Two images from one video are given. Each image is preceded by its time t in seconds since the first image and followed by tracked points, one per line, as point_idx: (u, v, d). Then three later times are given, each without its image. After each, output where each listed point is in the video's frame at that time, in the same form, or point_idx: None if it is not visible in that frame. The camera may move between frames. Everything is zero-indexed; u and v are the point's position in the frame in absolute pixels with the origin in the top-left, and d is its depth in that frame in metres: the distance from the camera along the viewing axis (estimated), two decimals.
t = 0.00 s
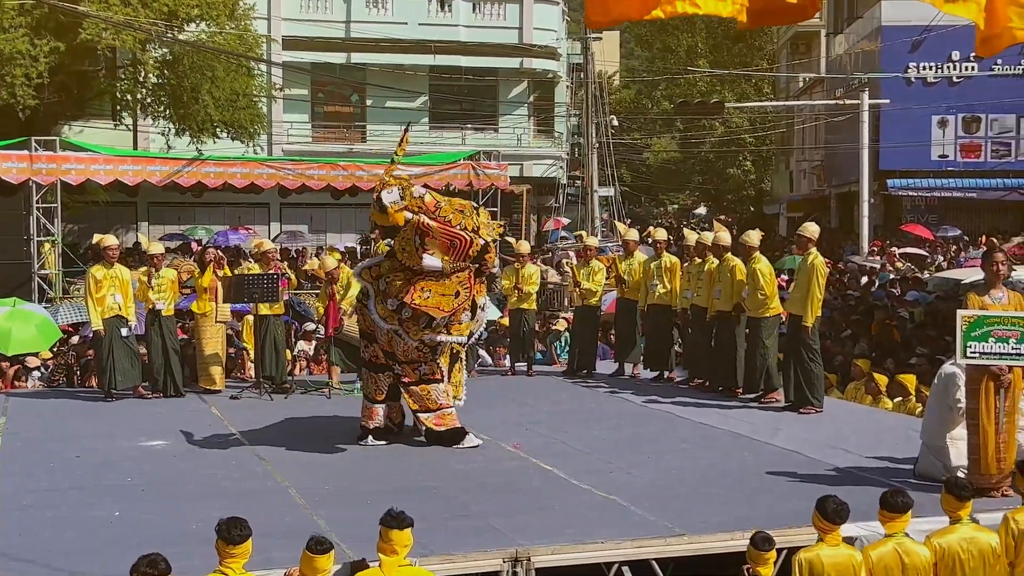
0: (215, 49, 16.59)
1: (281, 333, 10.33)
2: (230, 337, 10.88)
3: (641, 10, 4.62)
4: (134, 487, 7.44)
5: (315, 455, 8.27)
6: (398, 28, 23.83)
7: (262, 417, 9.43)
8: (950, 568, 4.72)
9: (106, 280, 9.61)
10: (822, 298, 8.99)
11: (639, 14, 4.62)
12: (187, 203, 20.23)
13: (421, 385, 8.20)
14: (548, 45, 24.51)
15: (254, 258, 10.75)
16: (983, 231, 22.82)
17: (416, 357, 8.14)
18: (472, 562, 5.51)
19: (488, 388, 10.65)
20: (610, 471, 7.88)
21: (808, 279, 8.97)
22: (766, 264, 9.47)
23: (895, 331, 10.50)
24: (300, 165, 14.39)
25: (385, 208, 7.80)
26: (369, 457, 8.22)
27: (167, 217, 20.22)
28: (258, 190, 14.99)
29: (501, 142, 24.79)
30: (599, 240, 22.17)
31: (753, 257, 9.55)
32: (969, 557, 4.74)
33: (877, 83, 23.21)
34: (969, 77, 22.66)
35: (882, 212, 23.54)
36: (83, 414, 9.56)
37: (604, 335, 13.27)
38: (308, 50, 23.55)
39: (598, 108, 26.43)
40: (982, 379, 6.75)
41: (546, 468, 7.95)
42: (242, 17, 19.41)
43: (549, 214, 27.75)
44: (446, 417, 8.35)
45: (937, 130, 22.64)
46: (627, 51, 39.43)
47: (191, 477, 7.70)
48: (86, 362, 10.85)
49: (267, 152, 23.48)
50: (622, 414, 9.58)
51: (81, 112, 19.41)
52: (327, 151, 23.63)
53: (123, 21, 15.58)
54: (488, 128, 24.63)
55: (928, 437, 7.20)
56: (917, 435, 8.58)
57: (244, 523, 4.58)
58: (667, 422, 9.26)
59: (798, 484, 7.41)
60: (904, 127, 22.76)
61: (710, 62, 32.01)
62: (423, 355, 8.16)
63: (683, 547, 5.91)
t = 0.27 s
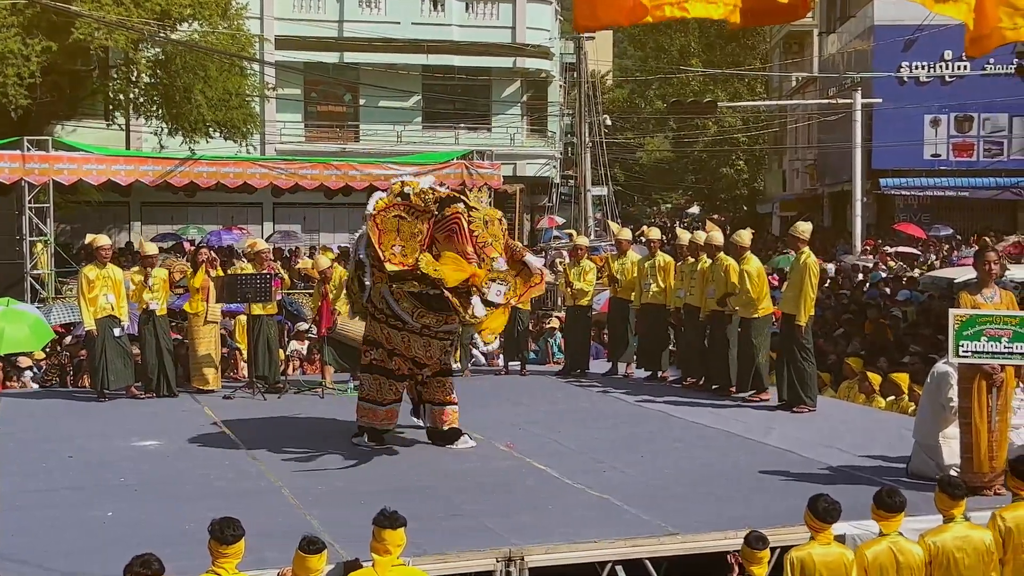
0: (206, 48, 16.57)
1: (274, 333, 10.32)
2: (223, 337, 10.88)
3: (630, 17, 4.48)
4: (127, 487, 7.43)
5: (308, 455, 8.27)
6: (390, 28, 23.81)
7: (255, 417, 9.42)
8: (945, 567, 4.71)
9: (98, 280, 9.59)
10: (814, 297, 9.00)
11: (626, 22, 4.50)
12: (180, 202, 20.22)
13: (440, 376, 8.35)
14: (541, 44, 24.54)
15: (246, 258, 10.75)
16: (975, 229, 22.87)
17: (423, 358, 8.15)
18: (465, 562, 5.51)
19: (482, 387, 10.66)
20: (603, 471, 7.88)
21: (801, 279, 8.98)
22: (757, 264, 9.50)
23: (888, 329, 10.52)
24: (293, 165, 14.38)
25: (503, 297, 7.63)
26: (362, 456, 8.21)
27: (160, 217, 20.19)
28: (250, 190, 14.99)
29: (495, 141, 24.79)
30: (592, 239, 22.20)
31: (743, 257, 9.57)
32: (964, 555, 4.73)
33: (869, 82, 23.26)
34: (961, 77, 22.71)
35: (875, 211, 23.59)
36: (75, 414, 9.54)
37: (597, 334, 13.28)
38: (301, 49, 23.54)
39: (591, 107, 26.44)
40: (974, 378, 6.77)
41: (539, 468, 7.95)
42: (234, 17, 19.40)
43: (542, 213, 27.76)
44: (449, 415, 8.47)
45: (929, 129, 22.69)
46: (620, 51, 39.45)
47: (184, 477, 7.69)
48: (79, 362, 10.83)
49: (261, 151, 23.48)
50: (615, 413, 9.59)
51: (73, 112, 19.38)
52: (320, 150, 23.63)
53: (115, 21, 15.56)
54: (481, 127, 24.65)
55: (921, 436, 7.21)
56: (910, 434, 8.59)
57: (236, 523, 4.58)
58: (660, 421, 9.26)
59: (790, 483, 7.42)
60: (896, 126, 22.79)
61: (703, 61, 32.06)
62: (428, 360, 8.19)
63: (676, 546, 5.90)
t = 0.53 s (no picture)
0: (199, 47, 16.54)
1: (267, 333, 10.32)
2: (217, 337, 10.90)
3: (622, 21, 4.43)
4: (121, 487, 7.41)
5: (301, 455, 8.27)
6: (383, 27, 23.82)
7: (248, 417, 9.42)
8: (938, 566, 4.72)
9: (91, 279, 9.61)
10: (807, 295, 9.01)
11: (618, 25, 4.44)
12: (173, 201, 20.21)
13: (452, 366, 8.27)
14: (535, 43, 24.55)
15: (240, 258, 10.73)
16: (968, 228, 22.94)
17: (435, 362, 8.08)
18: (460, 560, 5.51)
19: (476, 387, 10.66)
20: (597, 469, 7.89)
21: (794, 278, 8.98)
22: (751, 264, 9.53)
23: (881, 328, 10.54)
24: (286, 164, 14.37)
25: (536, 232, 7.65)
26: (355, 456, 8.21)
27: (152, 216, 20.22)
28: (244, 189, 14.97)
29: (488, 140, 24.79)
30: (585, 238, 22.22)
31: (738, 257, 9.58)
32: (957, 553, 4.73)
33: (862, 81, 23.29)
34: (954, 76, 22.75)
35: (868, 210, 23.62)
36: (69, 414, 9.52)
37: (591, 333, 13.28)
38: (294, 49, 23.55)
39: (585, 107, 26.46)
40: (967, 376, 6.78)
41: (533, 467, 7.96)
42: (227, 16, 19.37)
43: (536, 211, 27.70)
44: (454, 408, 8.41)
45: (922, 128, 22.74)
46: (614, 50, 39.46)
47: (178, 477, 7.69)
48: (72, 361, 10.82)
49: (254, 151, 23.49)
50: (609, 412, 9.60)
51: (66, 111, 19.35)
52: (313, 150, 23.64)
53: (108, 20, 15.52)
54: (474, 126, 24.65)
55: (914, 434, 7.23)
56: (903, 433, 8.61)
57: (230, 523, 4.58)
58: (654, 420, 9.27)
59: (784, 482, 7.43)
60: (889, 126, 22.83)
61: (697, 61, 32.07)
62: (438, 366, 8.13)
63: (670, 545, 5.90)
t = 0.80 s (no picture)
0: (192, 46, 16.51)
1: (261, 332, 10.31)
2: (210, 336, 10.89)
3: (615, 20, 4.36)
4: (114, 487, 7.39)
5: (295, 454, 8.26)
6: (377, 26, 23.81)
7: (242, 416, 9.41)
8: (930, 564, 4.72)
9: (84, 279, 9.57)
10: (799, 295, 9.02)
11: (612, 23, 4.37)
12: (167, 201, 20.17)
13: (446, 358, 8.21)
14: (528, 43, 24.54)
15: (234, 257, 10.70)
16: (961, 227, 23.00)
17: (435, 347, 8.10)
18: (454, 559, 5.51)
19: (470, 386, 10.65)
20: (591, 468, 7.89)
21: (786, 277, 9.01)
22: (745, 263, 9.53)
23: (875, 327, 10.55)
24: (280, 164, 14.37)
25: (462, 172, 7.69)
26: (349, 455, 8.21)
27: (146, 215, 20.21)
28: (237, 188, 14.96)
29: (482, 140, 24.79)
30: (578, 237, 22.23)
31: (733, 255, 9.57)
32: (950, 552, 4.73)
33: (856, 80, 23.33)
34: (947, 75, 22.80)
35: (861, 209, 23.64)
36: (62, 413, 9.50)
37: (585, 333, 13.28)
38: (287, 48, 23.55)
39: (578, 106, 26.48)
40: (960, 375, 6.80)
41: (527, 466, 7.96)
42: (221, 15, 19.36)
43: (529, 211, 27.68)
44: (458, 398, 8.32)
45: (915, 127, 22.79)
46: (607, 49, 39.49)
47: (172, 477, 7.67)
48: (66, 361, 10.80)
49: (247, 150, 23.49)
50: (604, 411, 9.60)
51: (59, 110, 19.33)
52: (307, 149, 23.63)
53: (101, 19, 15.49)
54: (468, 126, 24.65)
55: (907, 433, 7.23)
56: (897, 432, 8.62)
57: (224, 522, 4.57)
58: (649, 419, 9.27)
59: (778, 481, 7.44)
60: (883, 125, 22.87)
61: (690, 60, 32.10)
62: (438, 355, 8.11)
63: (665, 544, 5.89)
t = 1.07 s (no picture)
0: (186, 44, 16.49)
1: (255, 331, 10.30)
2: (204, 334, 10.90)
3: (609, 18, 4.35)
4: (108, 487, 7.38)
5: (289, 453, 8.26)
6: (371, 25, 23.79)
7: (236, 416, 9.40)
8: (925, 562, 4.73)
9: (78, 278, 9.54)
10: (791, 293, 9.05)
11: (605, 22, 4.36)
12: (160, 199, 20.16)
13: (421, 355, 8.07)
14: (523, 41, 24.49)
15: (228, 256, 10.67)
16: (955, 226, 23.03)
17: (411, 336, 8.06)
18: (449, 558, 5.51)
19: (464, 385, 10.65)
20: (586, 467, 7.89)
21: (778, 276, 9.04)
22: (739, 262, 9.54)
23: (869, 326, 10.56)
24: (274, 163, 14.32)
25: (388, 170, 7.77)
26: (344, 454, 8.21)
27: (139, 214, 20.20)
28: (231, 187, 14.94)
29: (476, 139, 24.77)
30: (572, 236, 22.24)
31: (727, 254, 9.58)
32: (944, 549, 4.75)
33: (850, 79, 23.36)
34: (941, 74, 22.81)
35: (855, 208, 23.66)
36: (56, 412, 9.48)
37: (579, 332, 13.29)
38: (281, 46, 23.55)
39: (573, 105, 26.48)
40: (954, 374, 6.78)
41: (521, 465, 7.96)
42: (215, 14, 19.33)
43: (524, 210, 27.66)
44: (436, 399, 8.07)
45: (909, 126, 22.82)
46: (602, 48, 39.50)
47: (166, 476, 7.67)
48: (59, 360, 10.79)
49: (241, 149, 23.49)
50: (599, 410, 9.60)
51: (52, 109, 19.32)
52: (300, 148, 23.64)
53: (94, 18, 15.47)
54: (463, 124, 24.64)
55: (901, 432, 7.23)
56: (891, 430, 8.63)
57: (218, 521, 4.57)
58: (643, 418, 9.28)
59: (772, 479, 7.45)
60: (877, 125, 22.90)
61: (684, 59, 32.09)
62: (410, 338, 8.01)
63: (659, 543, 5.90)
